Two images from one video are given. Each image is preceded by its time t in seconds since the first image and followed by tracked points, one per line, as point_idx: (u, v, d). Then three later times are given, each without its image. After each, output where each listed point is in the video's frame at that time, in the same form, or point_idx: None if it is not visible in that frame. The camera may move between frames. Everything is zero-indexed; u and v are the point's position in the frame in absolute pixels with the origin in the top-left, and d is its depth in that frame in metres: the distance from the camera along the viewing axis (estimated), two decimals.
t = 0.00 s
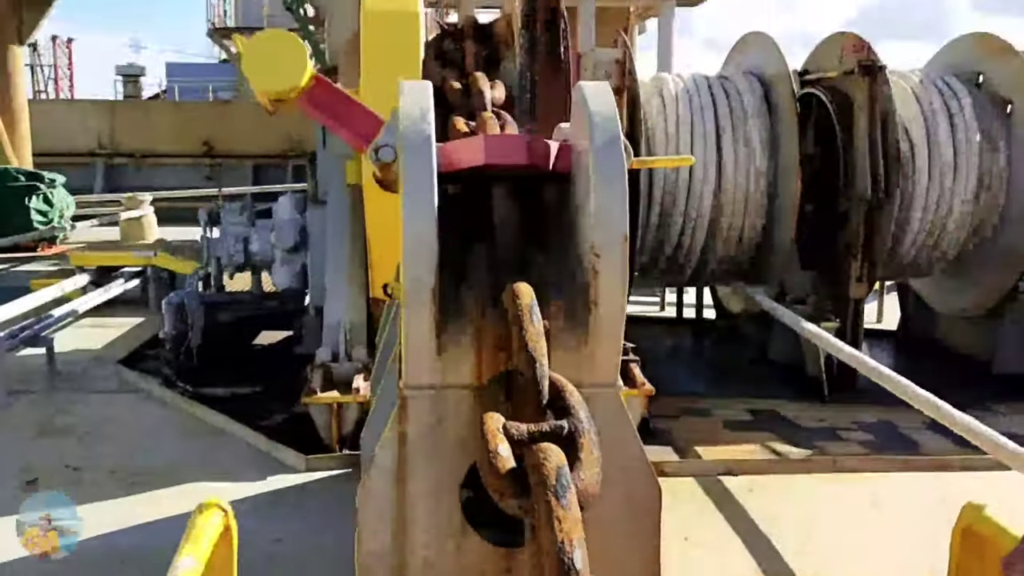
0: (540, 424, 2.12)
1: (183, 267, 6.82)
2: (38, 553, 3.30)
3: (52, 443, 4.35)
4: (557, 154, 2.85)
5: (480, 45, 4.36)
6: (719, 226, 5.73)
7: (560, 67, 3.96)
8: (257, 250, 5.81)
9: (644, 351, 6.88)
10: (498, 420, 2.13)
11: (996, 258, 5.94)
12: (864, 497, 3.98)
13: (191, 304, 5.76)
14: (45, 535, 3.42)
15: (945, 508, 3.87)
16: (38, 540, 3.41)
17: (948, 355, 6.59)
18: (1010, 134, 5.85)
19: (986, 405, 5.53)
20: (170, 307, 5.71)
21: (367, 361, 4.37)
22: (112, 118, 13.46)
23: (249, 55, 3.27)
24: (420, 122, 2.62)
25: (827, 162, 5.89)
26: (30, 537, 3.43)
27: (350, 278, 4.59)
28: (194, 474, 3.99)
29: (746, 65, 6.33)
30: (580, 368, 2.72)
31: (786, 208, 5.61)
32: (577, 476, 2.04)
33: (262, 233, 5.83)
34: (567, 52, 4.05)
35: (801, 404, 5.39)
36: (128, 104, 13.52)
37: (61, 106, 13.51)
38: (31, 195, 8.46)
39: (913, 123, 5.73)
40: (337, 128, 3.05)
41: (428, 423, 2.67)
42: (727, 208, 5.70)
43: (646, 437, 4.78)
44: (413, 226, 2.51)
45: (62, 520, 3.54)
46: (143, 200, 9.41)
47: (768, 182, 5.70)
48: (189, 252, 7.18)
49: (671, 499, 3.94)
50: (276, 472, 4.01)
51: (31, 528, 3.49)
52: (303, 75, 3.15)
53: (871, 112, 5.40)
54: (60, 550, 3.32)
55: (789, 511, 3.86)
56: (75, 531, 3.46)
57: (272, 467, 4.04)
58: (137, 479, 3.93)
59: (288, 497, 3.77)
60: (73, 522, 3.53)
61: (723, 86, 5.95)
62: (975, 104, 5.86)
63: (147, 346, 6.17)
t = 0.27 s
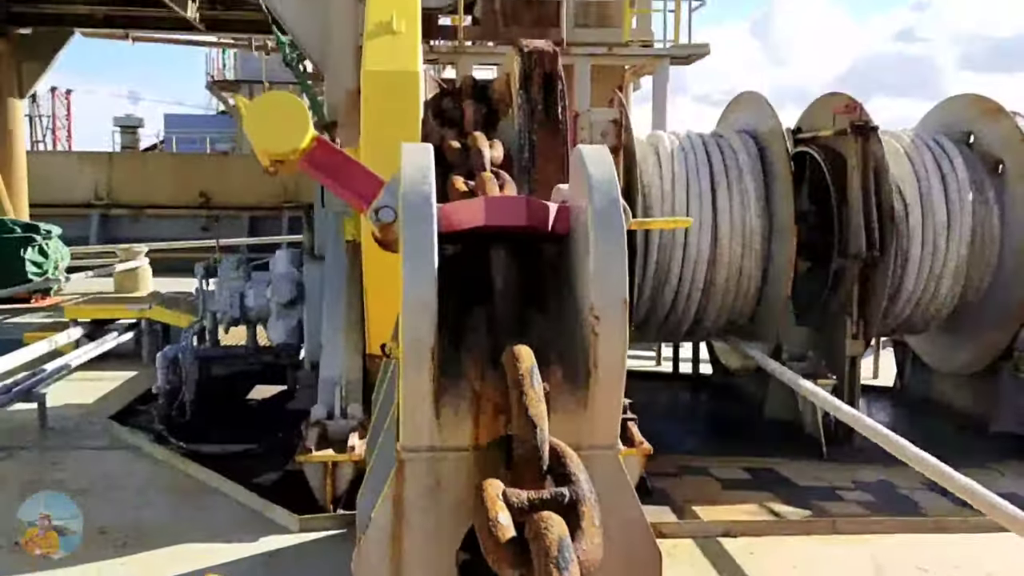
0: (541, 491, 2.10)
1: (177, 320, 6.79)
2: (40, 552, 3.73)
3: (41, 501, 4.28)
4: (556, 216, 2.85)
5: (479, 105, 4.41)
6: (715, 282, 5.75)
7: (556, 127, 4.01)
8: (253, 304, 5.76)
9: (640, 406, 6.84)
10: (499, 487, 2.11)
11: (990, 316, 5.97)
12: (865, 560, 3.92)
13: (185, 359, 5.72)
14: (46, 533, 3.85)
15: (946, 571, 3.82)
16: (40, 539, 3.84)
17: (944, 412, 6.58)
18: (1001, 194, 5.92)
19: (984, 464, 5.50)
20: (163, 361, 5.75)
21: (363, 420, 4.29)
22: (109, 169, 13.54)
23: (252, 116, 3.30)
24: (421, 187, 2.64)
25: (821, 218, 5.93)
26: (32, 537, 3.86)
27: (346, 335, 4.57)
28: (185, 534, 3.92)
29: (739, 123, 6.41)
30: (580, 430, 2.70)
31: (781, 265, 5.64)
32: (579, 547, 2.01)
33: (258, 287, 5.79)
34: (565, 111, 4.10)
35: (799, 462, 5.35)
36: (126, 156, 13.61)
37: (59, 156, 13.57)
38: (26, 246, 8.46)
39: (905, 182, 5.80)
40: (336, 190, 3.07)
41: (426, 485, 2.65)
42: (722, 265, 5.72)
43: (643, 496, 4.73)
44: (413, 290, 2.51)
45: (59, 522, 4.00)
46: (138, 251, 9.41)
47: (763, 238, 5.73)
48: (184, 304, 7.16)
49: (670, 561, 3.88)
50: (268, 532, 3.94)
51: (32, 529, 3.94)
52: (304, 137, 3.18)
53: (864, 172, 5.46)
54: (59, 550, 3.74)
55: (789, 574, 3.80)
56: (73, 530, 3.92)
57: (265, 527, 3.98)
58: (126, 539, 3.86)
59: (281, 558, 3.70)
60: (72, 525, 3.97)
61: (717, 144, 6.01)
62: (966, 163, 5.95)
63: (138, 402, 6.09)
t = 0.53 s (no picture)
0: (537, 524, 2.12)
1: (171, 347, 6.77)
2: (39, 551, 3.98)
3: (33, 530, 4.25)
4: (551, 247, 2.91)
5: (475, 135, 4.45)
6: (709, 311, 5.78)
7: (552, 158, 4.04)
8: (247, 332, 5.75)
9: (634, 434, 6.83)
10: (495, 521, 2.11)
11: (983, 346, 5.99)
12: None
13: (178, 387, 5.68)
14: (47, 533, 4.13)
15: None
16: (41, 538, 4.11)
17: (938, 442, 6.58)
18: (992, 225, 5.98)
19: (978, 495, 5.50)
20: (156, 390, 5.79)
21: (357, 449, 4.28)
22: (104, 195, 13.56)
23: (250, 148, 3.33)
24: (419, 219, 2.66)
25: (813, 248, 5.98)
26: (32, 536, 4.13)
27: (341, 363, 4.57)
28: (177, 565, 3.89)
29: (732, 152, 6.47)
30: (576, 461, 2.70)
31: (775, 295, 5.67)
32: None
33: (253, 316, 5.79)
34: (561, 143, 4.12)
35: (794, 492, 5.34)
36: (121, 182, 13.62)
37: (53, 182, 13.55)
38: (20, 272, 8.44)
39: (897, 213, 5.85)
40: (334, 222, 3.12)
41: (421, 517, 2.65)
42: (717, 293, 5.75)
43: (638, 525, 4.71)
44: (410, 321, 2.52)
45: (59, 523, 4.29)
46: (132, 277, 9.40)
47: (756, 268, 5.76)
48: (178, 331, 7.14)
49: None
50: (262, 563, 3.91)
51: (33, 528, 4.21)
52: (302, 169, 3.21)
53: (856, 203, 5.51)
54: (58, 550, 4.00)
55: None
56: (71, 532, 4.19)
57: (258, 557, 3.95)
58: (117, 570, 3.82)
59: None
60: (71, 529, 4.25)
61: (710, 174, 6.07)
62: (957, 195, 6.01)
63: (130, 429, 6.06)
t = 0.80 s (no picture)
0: (532, 525, 2.12)
1: (166, 354, 6.77)
2: (40, 552, 4.10)
3: (30, 538, 4.25)
4: (545, 250, 2.93)
5: (468, 140, 4.47)
6: (703, 314, 5.80)
7: (545, 163, 4.07)
8: (242, 338, 5.75)
9: (630, 438, 6.85)
10: (490, 522, 2.12)
11: (975, 348, 6.02)
12: None
13: (172, 394, 5.68)
14: (48, 533, 4.28)
15: None
16: (41, 538, 4.25)
17: (932, 443, 6.61)
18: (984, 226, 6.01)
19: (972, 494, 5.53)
20: (151, 396, 5.79)
21: (353, 454, 4.28)
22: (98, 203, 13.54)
23: (243, 153, 3.34)
24: (413, 224, 2.68)
25: (806, 250, 6.00)
26: (32, 536, 4.28)
27: (336, 368, 4.58)
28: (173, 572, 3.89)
29: (725, 156, 6.50)
30: (571, 464, 2.72)
31: (768, 297, 5.69)
32: None
33: (248, 322, 5.79)
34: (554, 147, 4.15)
35: (789, 493, 5.36)
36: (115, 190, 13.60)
37: (47, 190, 13.51)
38: (14, 281, 8.42)
39: (889, 215, 5.88)
40: (327, 227, 3.13)
41: (417, 520, 2.66)
42: (711, 296, 5.77)
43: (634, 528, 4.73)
44: (404, 325, 2.53)
45: (59, 523, 4.44)
46: (127, 284, 9.39)
47: (749, 270, 5.78)
48: (173, 338, 7.14)
49: None
50: (258, 569, 3.91)
51: (33, 528, 4.37)
52: (296, 175, 3.24)
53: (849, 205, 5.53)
54: (59, 549, 4.12)
55: None
56: (70, 532, 4.33)
57: (255, 564, 3.96)
58: None
59: None
60: (71, 529, 4.38)
61: (704, 177, 6.09)
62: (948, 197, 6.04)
63: (126, 435, 6.05)
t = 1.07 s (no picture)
0: (526, 524, 2.14)
1: (163, 357, 6.78)
2: (40, 553, 4.12)
3: (28, 542, 4.25)
4: (538, 251, 2.95)
5: (462, 141, 4.48)
6: (698, 313, 5.82)
7: (539, 163, 4.09)
8: (239, 341, 5.76)
9: (627, 437, 6.87)
10: (485, 521, 2.13)
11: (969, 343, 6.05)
12: None
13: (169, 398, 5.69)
14: (47, 533, 4.35)
15: None
16: (41, 538, 4.31)
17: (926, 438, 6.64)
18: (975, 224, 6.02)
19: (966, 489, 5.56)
20: (148, 402, 5.81)
21: (349, 455, 4.30)
22: (93, 207, 13.53)
23: (237, 155, 3.35)
24: (406, 225, 2.69)
25: (800, 248, 6.03)
26: (32, 537, 4.34)
27: (333, 370, 4.59)
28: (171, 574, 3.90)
29: (718, 155, 6.53)
30: (565, 463, 2.73)
31: (763, 295, 5.71)
32: None
33: (244, 325, 5.80)
34: (548, 147, 4.17)
35: (786, 490, 5.38)
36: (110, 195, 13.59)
37: (42, 195, 13.50)
38: (10, 285, 8.41)
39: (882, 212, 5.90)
40: (324, 230, 3.16)
41: (413, 519, 2.67)
42: (705, 294, 5.79)
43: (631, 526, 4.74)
44: (397, 326, 2.55)
45: (59, 523, 4.50)
46: (123, 289, 9.39)
47: (744, 269, 5.80)
48: (169, 342, 7.15)
49: None
50: (256, 571, 3.92)
51: (33, 529, 4.44)
52: (289, 177, 3.25)
53: (842, 204, 5.60)
54: (60, 551, 4.15)
55: None
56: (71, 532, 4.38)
57: (253, 565, 3.97)
58: None
59: None
60: (72, 530, 4.42)
61: (697, 176, 6.12)
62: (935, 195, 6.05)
63: (123, 439, 6.06)
